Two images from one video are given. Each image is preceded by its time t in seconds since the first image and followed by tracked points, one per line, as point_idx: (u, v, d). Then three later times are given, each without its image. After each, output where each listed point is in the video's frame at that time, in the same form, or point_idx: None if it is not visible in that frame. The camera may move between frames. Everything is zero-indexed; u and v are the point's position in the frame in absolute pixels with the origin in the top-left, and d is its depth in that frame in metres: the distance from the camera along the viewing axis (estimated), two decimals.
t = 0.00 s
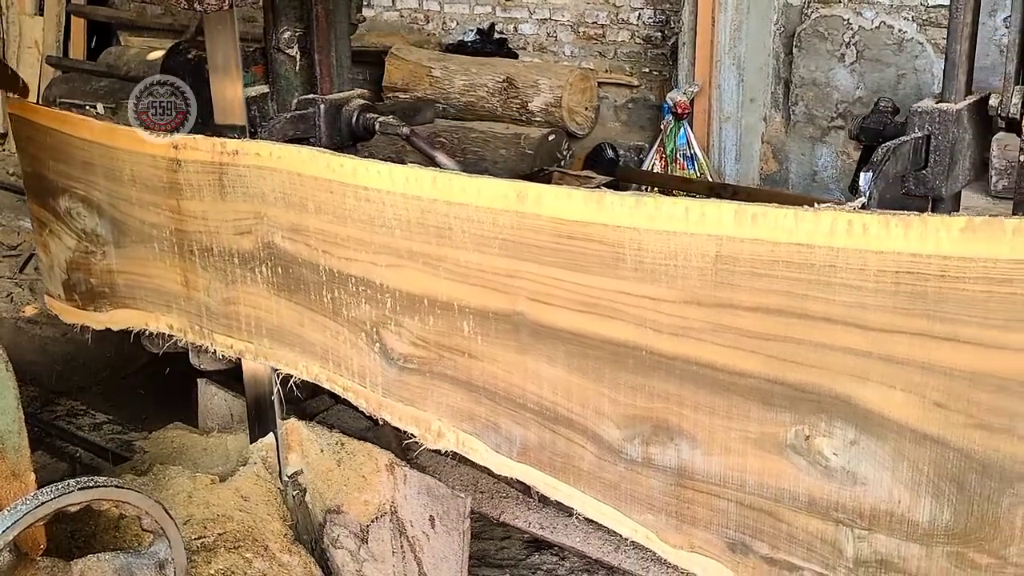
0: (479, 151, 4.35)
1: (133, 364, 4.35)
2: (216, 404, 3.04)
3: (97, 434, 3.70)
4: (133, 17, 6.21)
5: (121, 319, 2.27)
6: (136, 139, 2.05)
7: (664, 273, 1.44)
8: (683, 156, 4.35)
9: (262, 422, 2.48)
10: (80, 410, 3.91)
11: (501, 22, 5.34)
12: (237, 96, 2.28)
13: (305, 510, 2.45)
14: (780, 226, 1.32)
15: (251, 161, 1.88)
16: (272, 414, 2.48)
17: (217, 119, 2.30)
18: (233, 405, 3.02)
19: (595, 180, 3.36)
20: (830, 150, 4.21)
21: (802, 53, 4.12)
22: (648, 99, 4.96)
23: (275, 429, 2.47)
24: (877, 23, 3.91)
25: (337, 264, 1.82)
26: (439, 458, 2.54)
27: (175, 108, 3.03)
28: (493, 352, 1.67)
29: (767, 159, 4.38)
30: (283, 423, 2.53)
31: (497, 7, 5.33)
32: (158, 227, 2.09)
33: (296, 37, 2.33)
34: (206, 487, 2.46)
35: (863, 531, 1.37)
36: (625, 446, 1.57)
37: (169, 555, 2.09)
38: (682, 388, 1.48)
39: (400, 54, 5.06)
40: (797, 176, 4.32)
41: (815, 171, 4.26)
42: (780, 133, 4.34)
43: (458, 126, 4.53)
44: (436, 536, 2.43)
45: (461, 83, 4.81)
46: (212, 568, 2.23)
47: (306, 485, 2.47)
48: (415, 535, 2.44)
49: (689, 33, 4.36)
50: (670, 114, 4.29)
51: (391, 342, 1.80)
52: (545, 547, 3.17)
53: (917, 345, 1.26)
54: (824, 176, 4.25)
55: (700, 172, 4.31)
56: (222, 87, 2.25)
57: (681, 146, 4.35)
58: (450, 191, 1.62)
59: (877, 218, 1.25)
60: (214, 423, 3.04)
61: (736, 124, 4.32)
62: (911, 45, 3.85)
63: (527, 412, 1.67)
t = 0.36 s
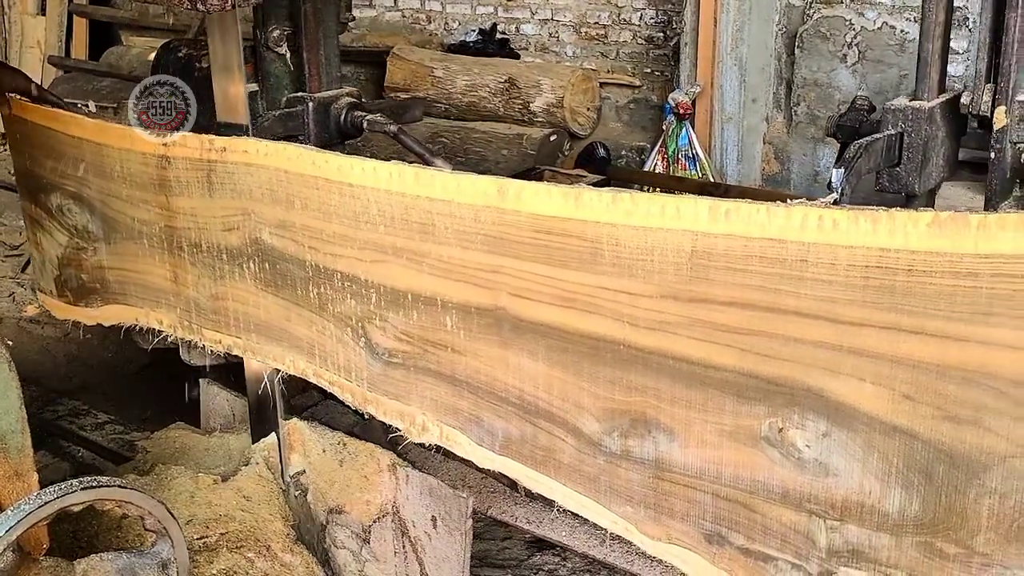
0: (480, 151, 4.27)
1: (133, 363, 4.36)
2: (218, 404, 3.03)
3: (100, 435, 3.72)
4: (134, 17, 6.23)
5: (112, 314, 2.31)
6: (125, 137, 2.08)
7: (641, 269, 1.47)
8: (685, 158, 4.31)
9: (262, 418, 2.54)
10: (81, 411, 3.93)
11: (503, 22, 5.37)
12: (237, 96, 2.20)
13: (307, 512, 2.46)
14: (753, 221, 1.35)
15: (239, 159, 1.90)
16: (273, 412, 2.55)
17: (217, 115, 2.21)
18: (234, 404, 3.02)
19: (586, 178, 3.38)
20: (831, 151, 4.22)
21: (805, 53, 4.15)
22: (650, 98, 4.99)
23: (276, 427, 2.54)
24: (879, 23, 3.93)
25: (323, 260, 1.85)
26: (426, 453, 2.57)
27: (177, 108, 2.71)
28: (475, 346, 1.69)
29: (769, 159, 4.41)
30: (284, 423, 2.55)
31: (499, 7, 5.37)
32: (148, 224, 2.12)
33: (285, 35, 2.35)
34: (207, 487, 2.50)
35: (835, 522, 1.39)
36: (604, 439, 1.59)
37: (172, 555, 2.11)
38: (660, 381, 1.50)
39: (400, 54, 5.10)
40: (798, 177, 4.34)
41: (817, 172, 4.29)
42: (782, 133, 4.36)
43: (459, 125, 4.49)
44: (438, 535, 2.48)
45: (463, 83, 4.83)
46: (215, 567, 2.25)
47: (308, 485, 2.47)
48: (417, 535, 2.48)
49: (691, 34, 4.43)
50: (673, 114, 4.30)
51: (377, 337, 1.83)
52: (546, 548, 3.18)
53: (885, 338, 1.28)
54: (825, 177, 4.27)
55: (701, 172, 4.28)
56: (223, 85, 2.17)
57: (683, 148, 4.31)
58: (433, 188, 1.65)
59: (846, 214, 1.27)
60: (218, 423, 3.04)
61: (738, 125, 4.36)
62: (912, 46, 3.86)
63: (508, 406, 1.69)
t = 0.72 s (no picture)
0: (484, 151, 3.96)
1: (134, 362, 4.37)
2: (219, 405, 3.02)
3: (100, 434, 3.74)
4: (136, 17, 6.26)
5: (104, 311, 2.33)
6: (117, 134, 2.11)
7: (621, 264, 1.48)
8: (686, 157, 4.33)
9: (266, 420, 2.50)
10: (82, 409, 3.94)
11: (504, 22, 5.39)
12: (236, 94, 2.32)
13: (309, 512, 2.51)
14: (729, 217, 1.36)
15: (228, 156, 1.92)
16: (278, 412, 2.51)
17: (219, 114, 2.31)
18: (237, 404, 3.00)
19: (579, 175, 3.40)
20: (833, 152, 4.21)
21: (807, 53, 4.14)
22: (651, 99, 5.03)
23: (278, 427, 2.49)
24: (880, 23, 3.91)
25: (311, 256, 1.87)
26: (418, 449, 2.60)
27: (177, 107, 2.71)
28: (460, 341, 1.71)
29: (771, 160, 4.42)
30: (287, 423, 2.56)
31: (501, 7, 5.39)
32: (139, 221, 2.15)
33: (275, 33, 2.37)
34: (210, 487, 2.48)
35: (811, 514, 1.41)
36: (586, 433, 1.61)
37: (174, 554, 2.08)
38: (640, 375, 1.52)
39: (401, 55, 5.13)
40: (799, 178, 4.36)
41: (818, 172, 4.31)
42: (783, 133, 4.36)
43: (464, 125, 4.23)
44: (439, 536, 2.45)
45: (462, 83, 4.52)
46: (216, 567, 2.24)
47: (308, 485, 2.50)
48: (419, 534, 2.46)
49: (693, 34, 4.51)
50: (674, 114, 4.32)
51: (364, 333, 1.85)
52: (548, 547, 3.12)
53: (859, 332, 1.30)
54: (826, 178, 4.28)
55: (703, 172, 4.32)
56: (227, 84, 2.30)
57: (684, 148, 4.33)
58: (418, 184, 1.67)
59: (820, 209, 1.29)
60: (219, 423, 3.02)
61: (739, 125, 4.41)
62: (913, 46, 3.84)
63: (493, 400, 1.71)
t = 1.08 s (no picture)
0: (484, 151, 4.05)
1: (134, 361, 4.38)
2: (219, 404, 3.02)
3: (100, 433, 3.75)
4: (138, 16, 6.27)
5: (95, 307, 2.35)
6: (108, 132, 2.14)
7: (602, 260, 1.50)
8: (688, 158, 4.35)
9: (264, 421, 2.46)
10: (83, 409, 3.95)
11: (505, 22, 5.41)
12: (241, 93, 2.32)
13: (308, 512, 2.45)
14: (708, 212, 1.38)
15: (217, 154, 1.94)
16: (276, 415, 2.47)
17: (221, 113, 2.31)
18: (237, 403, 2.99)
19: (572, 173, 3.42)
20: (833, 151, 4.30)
21: (807, 53, 4.26)
22: (651, 99, 5.09)
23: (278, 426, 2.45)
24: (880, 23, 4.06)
25: (299, 252, 1.88)
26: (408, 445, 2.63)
27: (178, 108, 2.71)
28: (446, 337, 1.73)
29: (771, 160, 4.49)
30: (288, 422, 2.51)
31: (501, 7, 5.41)
32: (130, 217, 2.17)
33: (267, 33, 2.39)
34: (210, 487, 2.42)
35: (789, 507, 1.42)
36: (569, 427, 1.62)
37: (174, 553, 2.05)
38: (622, 370, 1.53)
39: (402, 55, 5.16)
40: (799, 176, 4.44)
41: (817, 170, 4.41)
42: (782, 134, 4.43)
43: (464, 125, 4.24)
44: (438, 535, 2.51)
45: (464, 83, 4.53)
46: (217, 567, 2.20)
47: (309, 485, 2.46)
48: (418, 534, 2.49)
49: (693, 34, 4.47)
50: (675, 114, 4.36)
51: (351, 328, 1.86)
52: (548, 547, 3.08)
53: (835, 327, 1.32)
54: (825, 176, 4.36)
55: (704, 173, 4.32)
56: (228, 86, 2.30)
57: (686, 148, 4.35)
58: (403, 180, 1.68)
59: (797, 206, 1.31)
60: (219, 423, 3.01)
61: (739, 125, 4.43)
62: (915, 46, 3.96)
63: (478, 395, 1.72)
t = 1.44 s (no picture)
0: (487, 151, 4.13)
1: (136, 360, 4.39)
2: (222, 404, 3.02)
3: (101, 433, 3.77)
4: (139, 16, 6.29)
5: (90, 304, 2.37)
6: (103, 130, 2.16)
7: (587, 256, 1.52)
8: (689, 158, 4.37)
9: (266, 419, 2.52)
10: (84, 408, 3.97)
11: (506, 22, 5.43)
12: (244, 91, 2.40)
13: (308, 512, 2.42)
14: (692, 209, 1.40)
15: (210, 152, 1.96)
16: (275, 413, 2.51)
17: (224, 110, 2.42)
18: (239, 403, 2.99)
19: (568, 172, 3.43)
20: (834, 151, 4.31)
21: (808, 54, 4.27)
22: (653, 99, 5.10)
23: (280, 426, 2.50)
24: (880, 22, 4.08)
25: (291, 249, 1.90)
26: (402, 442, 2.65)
27: (177, 108, 2.71)
28: (435, 332, 1.74)
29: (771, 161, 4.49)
30: (287, 421, 2.51)
31: (502, 7, 5.43)
32: (124, 215, 2.19)
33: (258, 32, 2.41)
34: (212, 487, 2.41)
35: (772, 500, 1.44)
36: (556, 422, 1.64)
37: (177, 553, 2.02)
38: (607, 365, 1.55)
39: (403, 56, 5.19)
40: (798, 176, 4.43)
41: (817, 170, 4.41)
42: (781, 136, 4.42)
43: (464, 125, 4.25)
44: (439, 535, 2.50)
45: (466, 83, 4.53)
46: (218, 566, 2.18)
47: (311, 486, 2.43)
48: (421, 534, 2.47)
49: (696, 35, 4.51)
50: (677, 114, 4.41)
51: (342, 325, 1.88)
52: (549, 547, 3.09)
53: (815, 322, 1.33)
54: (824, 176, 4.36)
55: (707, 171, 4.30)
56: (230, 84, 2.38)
57: (687, 148, 4.37)
58: (392, 178, 1.70)
59: (778, 202, 1.32)
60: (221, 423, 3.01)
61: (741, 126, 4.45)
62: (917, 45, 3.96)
63: (467, 390, 1.74)
